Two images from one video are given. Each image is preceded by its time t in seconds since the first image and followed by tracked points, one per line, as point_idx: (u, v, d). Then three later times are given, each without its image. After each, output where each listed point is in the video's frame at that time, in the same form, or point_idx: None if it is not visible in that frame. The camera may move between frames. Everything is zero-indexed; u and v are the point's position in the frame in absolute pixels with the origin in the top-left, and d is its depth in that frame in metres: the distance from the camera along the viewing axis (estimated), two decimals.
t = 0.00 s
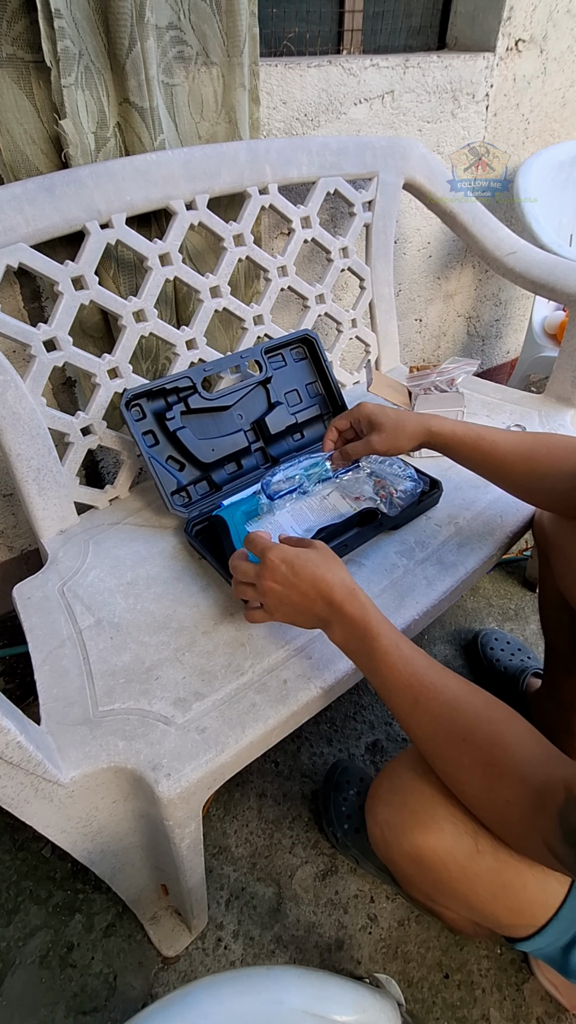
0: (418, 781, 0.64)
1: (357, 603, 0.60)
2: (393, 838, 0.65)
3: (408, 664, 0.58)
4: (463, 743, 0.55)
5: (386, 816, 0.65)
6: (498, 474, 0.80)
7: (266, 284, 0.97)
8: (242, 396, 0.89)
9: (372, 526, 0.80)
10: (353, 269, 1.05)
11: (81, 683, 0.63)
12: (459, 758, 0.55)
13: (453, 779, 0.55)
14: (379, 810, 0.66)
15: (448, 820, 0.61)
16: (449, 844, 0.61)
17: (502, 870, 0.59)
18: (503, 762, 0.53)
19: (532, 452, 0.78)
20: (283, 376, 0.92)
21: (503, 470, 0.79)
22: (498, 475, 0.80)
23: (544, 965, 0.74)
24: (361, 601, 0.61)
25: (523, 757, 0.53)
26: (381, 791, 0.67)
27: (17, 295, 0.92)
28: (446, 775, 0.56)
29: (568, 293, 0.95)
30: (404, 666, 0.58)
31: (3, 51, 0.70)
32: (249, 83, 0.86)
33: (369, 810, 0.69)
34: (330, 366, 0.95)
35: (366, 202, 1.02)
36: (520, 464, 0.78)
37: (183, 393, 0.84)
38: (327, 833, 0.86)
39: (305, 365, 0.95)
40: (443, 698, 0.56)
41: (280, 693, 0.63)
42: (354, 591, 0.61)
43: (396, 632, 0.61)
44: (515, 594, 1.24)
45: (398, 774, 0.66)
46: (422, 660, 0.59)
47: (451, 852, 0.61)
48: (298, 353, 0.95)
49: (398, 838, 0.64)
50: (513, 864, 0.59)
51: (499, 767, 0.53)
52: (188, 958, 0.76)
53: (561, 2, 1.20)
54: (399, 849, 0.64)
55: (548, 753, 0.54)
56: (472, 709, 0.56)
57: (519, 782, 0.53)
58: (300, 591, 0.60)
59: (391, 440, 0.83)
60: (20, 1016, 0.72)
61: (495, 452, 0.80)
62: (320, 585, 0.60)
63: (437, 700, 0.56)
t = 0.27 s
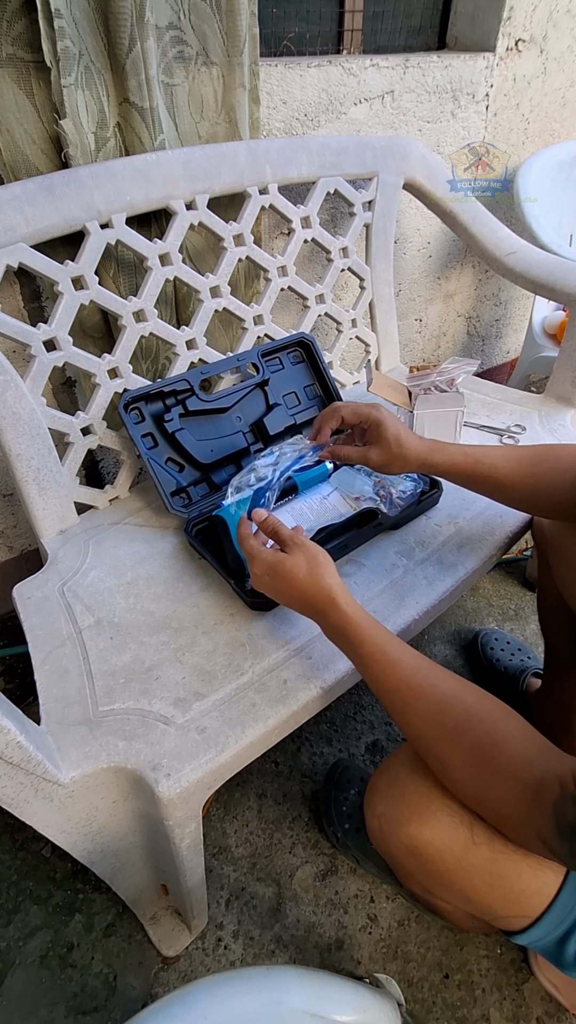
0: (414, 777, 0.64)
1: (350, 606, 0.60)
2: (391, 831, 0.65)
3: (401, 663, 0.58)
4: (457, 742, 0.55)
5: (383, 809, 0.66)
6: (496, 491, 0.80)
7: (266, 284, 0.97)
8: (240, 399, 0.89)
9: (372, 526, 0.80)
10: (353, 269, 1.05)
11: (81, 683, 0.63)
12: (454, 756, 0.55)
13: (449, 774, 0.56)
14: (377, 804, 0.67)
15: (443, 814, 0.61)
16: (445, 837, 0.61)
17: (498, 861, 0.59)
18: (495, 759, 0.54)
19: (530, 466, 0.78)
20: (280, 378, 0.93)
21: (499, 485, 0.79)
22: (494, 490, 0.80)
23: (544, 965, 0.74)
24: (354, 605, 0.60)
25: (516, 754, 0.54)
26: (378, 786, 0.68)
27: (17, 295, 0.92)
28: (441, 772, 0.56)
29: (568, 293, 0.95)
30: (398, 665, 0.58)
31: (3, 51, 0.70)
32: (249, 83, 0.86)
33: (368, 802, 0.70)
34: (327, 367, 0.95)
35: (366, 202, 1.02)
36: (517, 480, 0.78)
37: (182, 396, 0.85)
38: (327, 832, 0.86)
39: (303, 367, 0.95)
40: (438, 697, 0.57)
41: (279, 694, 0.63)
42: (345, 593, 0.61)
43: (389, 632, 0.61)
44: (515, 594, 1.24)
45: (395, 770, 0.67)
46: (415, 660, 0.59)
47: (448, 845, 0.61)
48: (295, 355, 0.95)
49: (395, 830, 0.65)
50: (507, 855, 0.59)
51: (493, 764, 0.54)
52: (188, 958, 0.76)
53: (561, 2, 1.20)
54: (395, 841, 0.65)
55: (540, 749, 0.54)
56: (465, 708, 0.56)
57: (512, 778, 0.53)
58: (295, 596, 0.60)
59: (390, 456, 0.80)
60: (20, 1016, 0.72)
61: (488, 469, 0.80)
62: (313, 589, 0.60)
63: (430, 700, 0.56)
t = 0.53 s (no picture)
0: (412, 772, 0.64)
1: (317, 633, 0.56)
2: (391, 820, 0.65)
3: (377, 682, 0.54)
4: (441, 764, 0.52)
5: (382, 803, 0.66)
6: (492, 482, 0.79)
7: (266, 284, 0.97)
8: (239, 400, 0.89)
9: (371, 528, 0.80)
10: (353, 269, 1.05)
11: (81, 683, 0.63)
12: (439, 779, 0.52)
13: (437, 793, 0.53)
14: (376, 795, 0.67)
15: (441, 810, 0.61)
16: (444, 826, 0.61)
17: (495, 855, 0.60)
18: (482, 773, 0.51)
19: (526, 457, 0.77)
20: (279, 381, 0.93)
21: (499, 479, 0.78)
22: (493, 483, 0.79)
23: (544, 964, 0.74)
24: (321, 633, 0.56)
25: (503, 764, 0.51)
26: (377, 777, 0.68)
27: (17, 295, 0.92)
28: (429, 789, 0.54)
29: (568, 294, 0.95)
30: (374, 685, 0.54)
31: (3, 51, 0.70)
32: (249, 83, 0.86)
33: (368, 790, 0.71)
34: (324, 370, 0.95)
35: (366, 202, 1.02)
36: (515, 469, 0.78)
37: (180, 399, 0.86)
38: (327, 832, 0.86)
39: (301, 371, 0.96)
40: (417, 718, 0.53)
41: (280, 693, 0.63)
42: (308, 625, 0.56)
43: (362, 642, 0.57)
44: (515, 594, 1.24)
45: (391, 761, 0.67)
46: (391, 674, 0.55)
47: (446, 832, 0.61)
48: (294, 359, 0.96)
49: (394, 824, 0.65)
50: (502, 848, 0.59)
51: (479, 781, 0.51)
52: (188, 958, 0.76)
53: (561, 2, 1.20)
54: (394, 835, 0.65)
55: (528, 753, 0.51)
56: (446, 723, 0.53)
57: (500, 795, 0.50)
58: (260, 635, 0.56)
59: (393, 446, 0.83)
60: (20, 1016, 0.72)
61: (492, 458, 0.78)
62: (273, 630, 0.55)
63: (410, 721, 0.53)
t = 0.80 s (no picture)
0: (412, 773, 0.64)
1: (302, 653, 0.54)
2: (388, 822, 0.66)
3: (367, 699, 0.53)
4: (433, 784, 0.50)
5: (382, 803, 0.67)
6: None
7: (266, 284, 0.97)
8: (239, 401, 0.89)
9: (372, 527, 0.80)
10: (353, 269, 1.05)
11: (81, 682, 0.63)
12: (433, 799, 0.50)
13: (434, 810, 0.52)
14: (376, 795, 0.68)
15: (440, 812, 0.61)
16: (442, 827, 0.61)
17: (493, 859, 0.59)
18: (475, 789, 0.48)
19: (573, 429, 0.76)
20: (278, 381, 0.93)
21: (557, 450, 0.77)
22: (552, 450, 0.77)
23: (544, 964, 0.74)
24: (306, 653, 0.54)
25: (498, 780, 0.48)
26: (376, 778, 0.69)
27: (17, 295, 0.92)
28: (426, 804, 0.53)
29: (568, 294, 0.95)
30: (364, 703, 0.52)
31: (2, 51, 0.70)
32: (249, 83, 0.86)
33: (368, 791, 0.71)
34: (324, 369, 0.95)
35: (366, 202, 1.02)
36: None
37: (180, 399, 0.85)
38: (327, 832, 0.86)
39: (300, 371, 0.95)
40: (407, 737, 0.51)
41: (280, 694, 0.63)
42: (292, 647, 0.54)
43: (349, 655, 0.55)
44: (515, 594, 1.24)
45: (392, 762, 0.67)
46: (380, 689, 0.53)
47: (444, 832, 0.62)
48: (293, 358, 0.95)
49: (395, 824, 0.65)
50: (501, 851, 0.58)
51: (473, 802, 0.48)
52: (188, 958, 0.76)
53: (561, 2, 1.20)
54: (395, 835, 0.66)
55: (524, 764, 0.48)
56: (437, 741, 0.50)
57: (496, 816, 0.47)
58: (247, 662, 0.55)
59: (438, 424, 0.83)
60: (20, 1016, 0.72)
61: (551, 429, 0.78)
62: (258, 658, 0.53)
63: (401, 740, 0.51)
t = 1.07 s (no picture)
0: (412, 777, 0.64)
1: (323, 643, 0.54)
2: (392, 821, 0.66)
3: (384, 690, 0.53)
4: (447, 776, 0.51)
5: (383, 805, 0.67)
6: None
7: (266, 284, 0.97)
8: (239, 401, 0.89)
9: (372, 527, 0.80)
10: (353, 269, 1.05)
11: (81, 682, 0.63)
12: (443, 791, 0.51)
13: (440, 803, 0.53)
14: (377, 796, 0.68)
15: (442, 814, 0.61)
16: (449, 826, 0.61)
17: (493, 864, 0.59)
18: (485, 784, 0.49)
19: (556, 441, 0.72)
20: (279, 381, 0.93)
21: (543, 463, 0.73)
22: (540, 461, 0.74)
23: (544, 964, 0.74)
24: (328, 641, 0.54)
25: (512, 781, 0.49)
26: (378, 780, 0.69)
27: (17, 295, 0.92)
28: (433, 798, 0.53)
29: (568, 294, 0.95)
30: (379, 695, 0.53)
31: (2, 51, 0.70)
32: (249, 83, 0.86)
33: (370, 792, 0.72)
34: (324, 369, 0.95)
35: (366, 202, 1.02)
36: None
37: (180, 399, 0.86)
38: (327, 832, 0.86)
39: (301, 371, 0.96)
40: (424, 729, 0.52)
41: (279, 694, 0.63)
42: (315, 635, 0.54)
43: (368, 649, 0.56)
44: (515, 594, 1.24)
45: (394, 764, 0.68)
46: (397, 682, 0.54)
47: (446, 835, 0.62)
48: (293, 358, 0.96)
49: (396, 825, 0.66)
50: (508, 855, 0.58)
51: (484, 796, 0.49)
52: (188, 958, 0.76)
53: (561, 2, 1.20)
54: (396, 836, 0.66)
55: (538, 767, 0.49)
56: (452, 737, 0.51)
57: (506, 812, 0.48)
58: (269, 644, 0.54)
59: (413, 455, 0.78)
60: (20, 1016, 0.72)
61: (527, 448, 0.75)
62: (282, 642, 0.53)
63: (416, 732, 0.52)
